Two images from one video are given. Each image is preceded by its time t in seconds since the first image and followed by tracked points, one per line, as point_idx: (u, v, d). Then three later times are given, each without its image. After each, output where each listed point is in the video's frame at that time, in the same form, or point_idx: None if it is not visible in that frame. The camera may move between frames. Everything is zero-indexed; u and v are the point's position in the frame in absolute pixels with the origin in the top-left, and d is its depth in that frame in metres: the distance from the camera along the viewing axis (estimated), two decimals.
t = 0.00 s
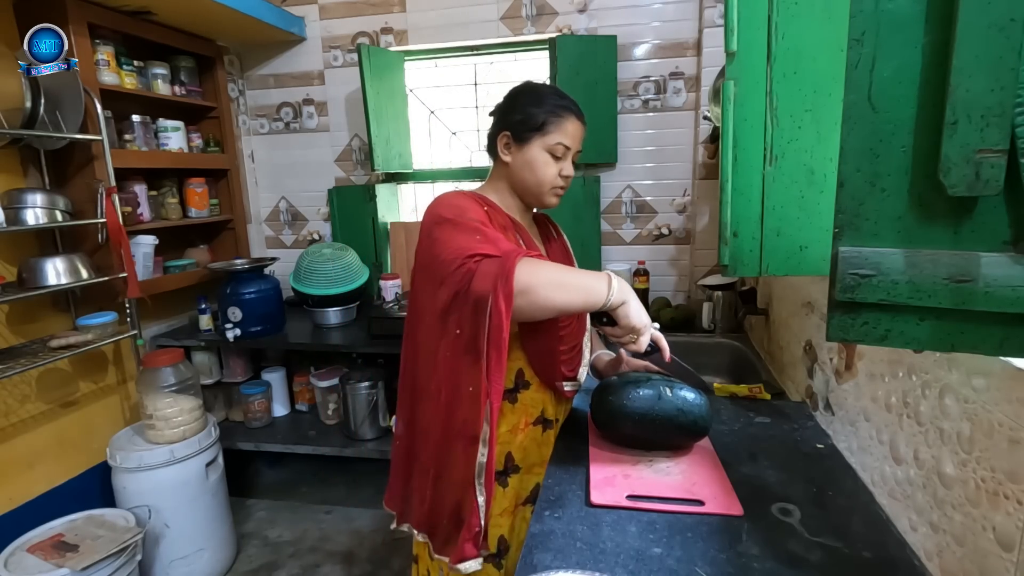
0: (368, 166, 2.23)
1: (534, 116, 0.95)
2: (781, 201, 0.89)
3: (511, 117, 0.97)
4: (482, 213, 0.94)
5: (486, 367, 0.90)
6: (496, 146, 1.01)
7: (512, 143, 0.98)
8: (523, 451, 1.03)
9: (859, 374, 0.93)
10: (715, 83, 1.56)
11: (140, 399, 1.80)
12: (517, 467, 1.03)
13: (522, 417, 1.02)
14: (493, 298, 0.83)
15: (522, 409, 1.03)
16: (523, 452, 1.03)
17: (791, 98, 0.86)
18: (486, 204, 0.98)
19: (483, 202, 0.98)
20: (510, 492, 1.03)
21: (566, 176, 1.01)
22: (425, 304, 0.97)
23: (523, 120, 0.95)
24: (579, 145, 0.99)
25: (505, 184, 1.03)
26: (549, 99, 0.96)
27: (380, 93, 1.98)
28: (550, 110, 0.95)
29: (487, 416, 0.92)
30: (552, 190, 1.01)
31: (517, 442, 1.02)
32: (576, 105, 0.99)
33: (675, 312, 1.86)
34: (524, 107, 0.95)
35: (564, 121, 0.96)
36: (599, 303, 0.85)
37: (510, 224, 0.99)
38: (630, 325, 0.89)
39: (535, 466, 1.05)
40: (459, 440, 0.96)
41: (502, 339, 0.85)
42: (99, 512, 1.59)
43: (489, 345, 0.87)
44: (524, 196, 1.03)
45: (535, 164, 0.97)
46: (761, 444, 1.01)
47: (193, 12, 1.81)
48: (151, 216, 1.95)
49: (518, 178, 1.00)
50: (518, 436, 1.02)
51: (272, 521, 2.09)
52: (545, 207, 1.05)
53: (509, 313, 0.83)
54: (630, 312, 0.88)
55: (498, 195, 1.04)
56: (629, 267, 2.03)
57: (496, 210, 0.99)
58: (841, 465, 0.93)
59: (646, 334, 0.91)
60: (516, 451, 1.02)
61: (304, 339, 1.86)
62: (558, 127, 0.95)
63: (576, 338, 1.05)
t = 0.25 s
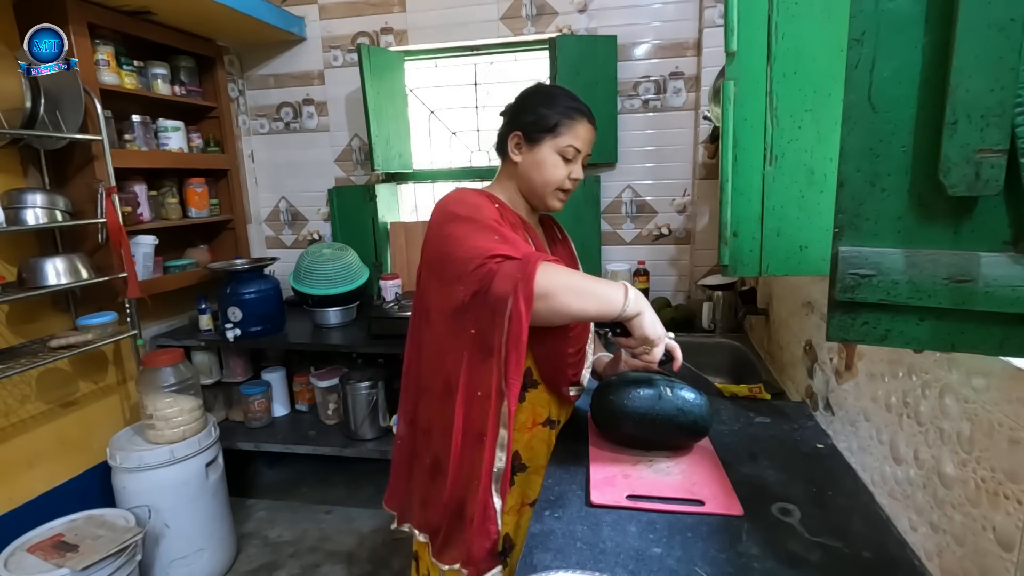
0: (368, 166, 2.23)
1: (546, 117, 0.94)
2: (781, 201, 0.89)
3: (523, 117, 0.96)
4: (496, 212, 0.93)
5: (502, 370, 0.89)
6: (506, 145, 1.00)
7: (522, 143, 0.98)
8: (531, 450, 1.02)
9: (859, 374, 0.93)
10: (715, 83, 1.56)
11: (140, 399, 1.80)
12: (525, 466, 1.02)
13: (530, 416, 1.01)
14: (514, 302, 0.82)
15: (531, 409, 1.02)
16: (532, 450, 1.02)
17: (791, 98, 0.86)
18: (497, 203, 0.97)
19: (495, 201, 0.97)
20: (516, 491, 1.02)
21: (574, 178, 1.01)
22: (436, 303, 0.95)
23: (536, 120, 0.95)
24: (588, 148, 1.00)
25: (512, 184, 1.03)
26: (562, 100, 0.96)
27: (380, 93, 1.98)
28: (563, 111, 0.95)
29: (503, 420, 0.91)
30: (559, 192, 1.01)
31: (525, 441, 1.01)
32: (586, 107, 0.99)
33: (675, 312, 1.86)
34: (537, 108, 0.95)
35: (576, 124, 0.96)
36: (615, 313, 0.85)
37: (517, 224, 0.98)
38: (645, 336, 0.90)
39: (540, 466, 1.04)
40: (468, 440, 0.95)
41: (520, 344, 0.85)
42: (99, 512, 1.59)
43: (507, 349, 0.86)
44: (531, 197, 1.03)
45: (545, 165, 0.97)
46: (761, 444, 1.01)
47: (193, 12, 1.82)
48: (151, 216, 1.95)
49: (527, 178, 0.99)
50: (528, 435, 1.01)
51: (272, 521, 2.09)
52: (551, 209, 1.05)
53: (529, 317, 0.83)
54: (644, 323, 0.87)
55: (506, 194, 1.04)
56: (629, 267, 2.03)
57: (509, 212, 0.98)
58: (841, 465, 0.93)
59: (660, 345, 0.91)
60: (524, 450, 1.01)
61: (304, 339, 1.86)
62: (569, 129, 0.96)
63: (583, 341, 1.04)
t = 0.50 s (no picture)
0: (368, 166, 2.23)
1: (552, 118, 0.95)
2: (781, 201, 0.89)
3: (528, 117, 0.96)
4: (500, 209, 0.92)
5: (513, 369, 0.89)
6: (511, 144, 1.00)
7: (527, 143, 0.98)
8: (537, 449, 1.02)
9: (859, 374, 0.93)
10: (715, 83, 1.56)
11: (140, 399, 1.80)
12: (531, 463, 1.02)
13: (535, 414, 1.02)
14: (520, 303, 0.82)
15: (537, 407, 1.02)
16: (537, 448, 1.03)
17: (791, 98, 0.86)
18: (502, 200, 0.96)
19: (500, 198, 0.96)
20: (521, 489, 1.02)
21: (576, 181, 1.01)
22: (444, 302, 0.94)
23: (541, 121, 0.95)
24: (592, 150, 1.00)
25: (515, 184, 1.03)
26: (567, 102, 0.96)
27: (380, 93, 1.98)
28: (568, 113, 0.95)
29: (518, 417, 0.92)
30: (562, 193, 1.01)
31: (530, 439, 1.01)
32: (592, 110, 1.00)
33: (675, 312, 1.86)
34: (542, 109, 0.95)
35: (581, 126, 0.96)
36: (616, 318, 0.85)
37: (524, 223, 0.98)
38: (645, 341, 0.91)
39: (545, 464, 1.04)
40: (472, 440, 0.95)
41: (530, 343, 0.85)
42: (99, 512, 1.59)
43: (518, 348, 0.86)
44: (534, 198, 1.03)
45: (548, 166, 0.97)
46: (761, 444, 1.01)
47: (193, 13, 1.82)
48: (151, 216, 1.95)
49: (530, 178, 0.99)
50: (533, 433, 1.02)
51: (272, 521, 2.09)
52: (553, 210, 1.05)
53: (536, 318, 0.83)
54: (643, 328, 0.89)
55: (508, 194, 1.04)
56: (629, 267, 2.03)
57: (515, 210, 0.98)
58: (841, 465, 0.93)
59: (659, 350, 0.93)
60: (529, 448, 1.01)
61: (304, 339, 1.86)
62: (574, 132, 0.96)
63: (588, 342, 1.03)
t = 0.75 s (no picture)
0: (368, 166, 2.23)
1: (562, 122, 0.95)
2: (780, 201, 0.89)
3: (537, 120, 0.96)
4: (489, 204, 0.93)
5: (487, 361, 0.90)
6: (519, 146, 1.00)
7: (535, 146, 0.97)
8: (542, 447, 1.02)
9: (859, 374, 0.93)
10: (715, 83, 1.56)
11: (140, 399, 1.80)
12: (534, 462, 1.01)
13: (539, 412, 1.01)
14: (477, 292, 0.82)
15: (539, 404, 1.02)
16: (541, 446, 1.02)
17: (791, 97, 0.86)
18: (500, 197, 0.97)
19: (498, 196, 0.97)
20: (527, 488, 1.01)
21: (582, 187, 1.01)
22: (432, 296, 0.96)
23: (551, 124, 0.95)
24: (599, 157, 1.00)
25: (521, 186, 1.02)
26: (578, 107, 0.96)
27: (380, 93, 1.98)
28: (578, 118, 0.95)
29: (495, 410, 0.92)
30: (567, 199, 1.01)
31: (534, 437, 1.01)
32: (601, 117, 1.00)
33: (675, 312, 1.86)
34: (553, 112, 0.95)
35: (590, 132, 0.96)
36: (581, 309, 0.85)
37: (524, 220, 0.98)
38: (614, 333, 0.90)
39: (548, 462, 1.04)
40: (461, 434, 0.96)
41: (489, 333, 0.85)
42: (99, 512, 1.59)
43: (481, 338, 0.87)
44: (539, 201, 1.02)
45: (555, 171, 0.97)
46: (761, 444, 1.01)
47: (193, 13, 1.82)
48: (151, 216, 1.95)
49: (537, 182, 0.99)
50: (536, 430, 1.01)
51: (272, 521, 2.09)
52: (556, 214, 1.05)
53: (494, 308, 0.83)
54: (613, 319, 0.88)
55: (513, 194, 1.03)
56: (629, 268, 2.03)
57: (517, 210, 0.98)
58: (841, 465, 0.93)
59: (629, 341, 0.92)
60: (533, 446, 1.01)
61: (304, 339, 1.86)
62: (583, 138, 0.96)
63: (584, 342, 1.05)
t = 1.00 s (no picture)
0: (368, 166, 2.23)
1: (573, 128, 0.94)
2: (780, 201, 0.89)
3: (548, 124, 0.95)
4: (503, 199, 0.93)
5: (496, 355, 0.89)
6: (527, 148, 0.99)
7: (545, 149, 0.97)
8: (547, 446, 1.00)
9: (859, 374, 0.93)
10: (715, 83, 1.57)
11: (140, 399, 1.80)
12: (538, 461, 1.00)
13: (543, 409, 1.00)
14: (504, 283, 0.82)
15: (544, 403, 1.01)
16: (545, 446, 1.00)
17: (791, 98, 0.86)
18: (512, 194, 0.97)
19: (510, 192, 0.97)
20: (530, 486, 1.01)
21: (589, 193, 1.01)
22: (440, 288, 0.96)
23: (562, 129, 0.95)
24: (607, 163, 1.00)
25: (528, 188, 1.02)
26: (588, 112, 0.96)
27: (380, 93, 1.98)
28: (589, 125, 0.95)
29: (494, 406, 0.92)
30: (574, 205, 1.02)
31: (539, 435, 1.00)
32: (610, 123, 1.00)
33: (675, 312, 1.86)
34: (565, 117, 0.95)
35: (601, 138, 0.96)
36: (599, 307, 0.85)
37: (534, 218, 0.98)
38: (626, 332, 0.90)
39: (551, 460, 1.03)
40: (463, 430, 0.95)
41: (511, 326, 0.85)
42: (99, 512, 1.59)
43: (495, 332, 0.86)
44: (545, 204, 1.02)
45: (565, 176, 0.97)
46: (761, 444, 1.01)
47: (193, 13, 1.82)
48: (151, 216, 1.95)
49: (545, 186, 0.99)
50: (541, 429, 1.00)
51: (272, 521, 2.09)
52: (561, 218, 1.05)
53: (519, 301, 0.83)
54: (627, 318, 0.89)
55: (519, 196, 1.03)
56: (629, 267, 2.03)
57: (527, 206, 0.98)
58: (841, 465, 0.93)
59: (638, 342, 0.92)
60: (537, 445, 1.00)
61: (304, 339, 1.86)
62: (593, 145, 0.96)
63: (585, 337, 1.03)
